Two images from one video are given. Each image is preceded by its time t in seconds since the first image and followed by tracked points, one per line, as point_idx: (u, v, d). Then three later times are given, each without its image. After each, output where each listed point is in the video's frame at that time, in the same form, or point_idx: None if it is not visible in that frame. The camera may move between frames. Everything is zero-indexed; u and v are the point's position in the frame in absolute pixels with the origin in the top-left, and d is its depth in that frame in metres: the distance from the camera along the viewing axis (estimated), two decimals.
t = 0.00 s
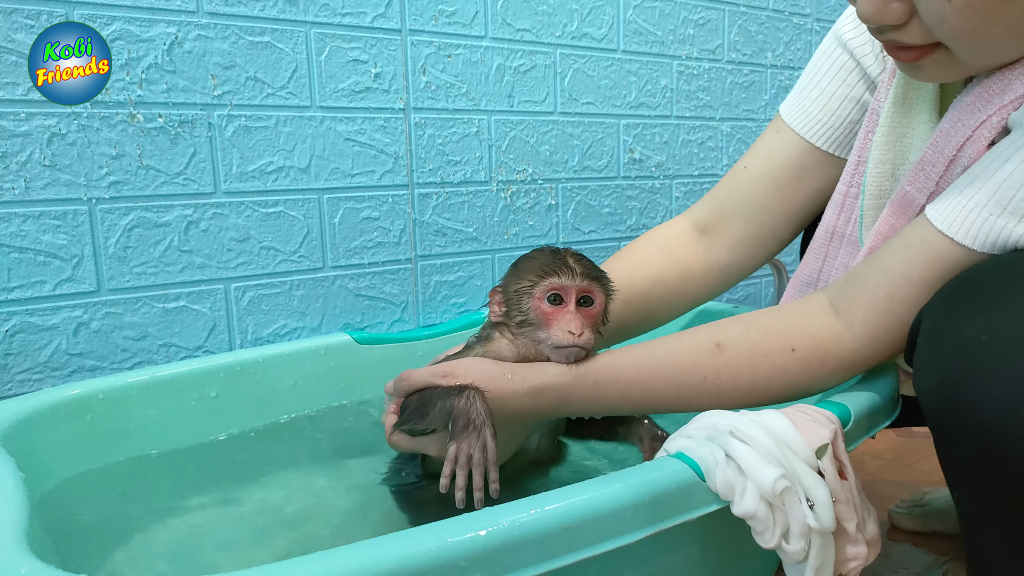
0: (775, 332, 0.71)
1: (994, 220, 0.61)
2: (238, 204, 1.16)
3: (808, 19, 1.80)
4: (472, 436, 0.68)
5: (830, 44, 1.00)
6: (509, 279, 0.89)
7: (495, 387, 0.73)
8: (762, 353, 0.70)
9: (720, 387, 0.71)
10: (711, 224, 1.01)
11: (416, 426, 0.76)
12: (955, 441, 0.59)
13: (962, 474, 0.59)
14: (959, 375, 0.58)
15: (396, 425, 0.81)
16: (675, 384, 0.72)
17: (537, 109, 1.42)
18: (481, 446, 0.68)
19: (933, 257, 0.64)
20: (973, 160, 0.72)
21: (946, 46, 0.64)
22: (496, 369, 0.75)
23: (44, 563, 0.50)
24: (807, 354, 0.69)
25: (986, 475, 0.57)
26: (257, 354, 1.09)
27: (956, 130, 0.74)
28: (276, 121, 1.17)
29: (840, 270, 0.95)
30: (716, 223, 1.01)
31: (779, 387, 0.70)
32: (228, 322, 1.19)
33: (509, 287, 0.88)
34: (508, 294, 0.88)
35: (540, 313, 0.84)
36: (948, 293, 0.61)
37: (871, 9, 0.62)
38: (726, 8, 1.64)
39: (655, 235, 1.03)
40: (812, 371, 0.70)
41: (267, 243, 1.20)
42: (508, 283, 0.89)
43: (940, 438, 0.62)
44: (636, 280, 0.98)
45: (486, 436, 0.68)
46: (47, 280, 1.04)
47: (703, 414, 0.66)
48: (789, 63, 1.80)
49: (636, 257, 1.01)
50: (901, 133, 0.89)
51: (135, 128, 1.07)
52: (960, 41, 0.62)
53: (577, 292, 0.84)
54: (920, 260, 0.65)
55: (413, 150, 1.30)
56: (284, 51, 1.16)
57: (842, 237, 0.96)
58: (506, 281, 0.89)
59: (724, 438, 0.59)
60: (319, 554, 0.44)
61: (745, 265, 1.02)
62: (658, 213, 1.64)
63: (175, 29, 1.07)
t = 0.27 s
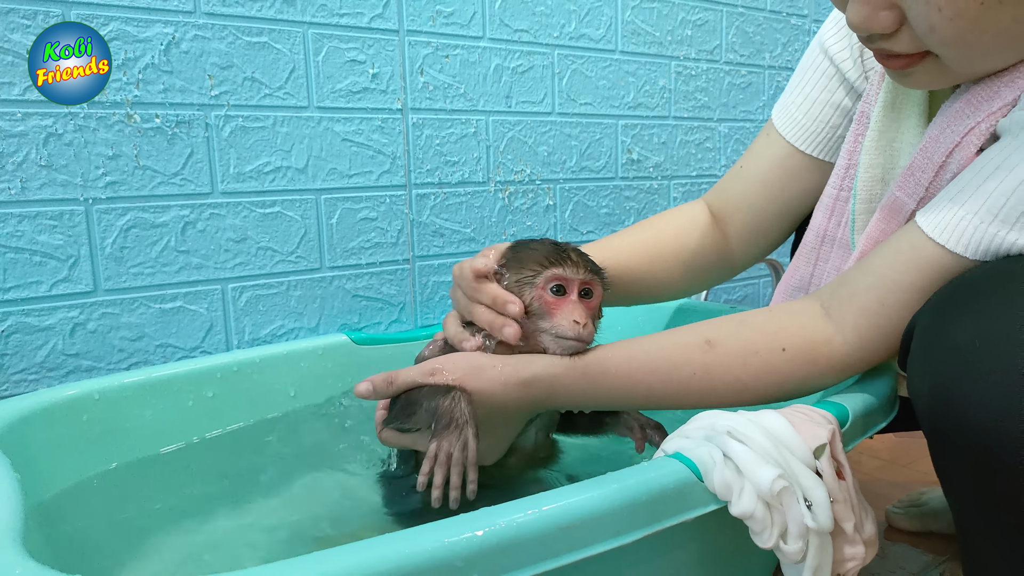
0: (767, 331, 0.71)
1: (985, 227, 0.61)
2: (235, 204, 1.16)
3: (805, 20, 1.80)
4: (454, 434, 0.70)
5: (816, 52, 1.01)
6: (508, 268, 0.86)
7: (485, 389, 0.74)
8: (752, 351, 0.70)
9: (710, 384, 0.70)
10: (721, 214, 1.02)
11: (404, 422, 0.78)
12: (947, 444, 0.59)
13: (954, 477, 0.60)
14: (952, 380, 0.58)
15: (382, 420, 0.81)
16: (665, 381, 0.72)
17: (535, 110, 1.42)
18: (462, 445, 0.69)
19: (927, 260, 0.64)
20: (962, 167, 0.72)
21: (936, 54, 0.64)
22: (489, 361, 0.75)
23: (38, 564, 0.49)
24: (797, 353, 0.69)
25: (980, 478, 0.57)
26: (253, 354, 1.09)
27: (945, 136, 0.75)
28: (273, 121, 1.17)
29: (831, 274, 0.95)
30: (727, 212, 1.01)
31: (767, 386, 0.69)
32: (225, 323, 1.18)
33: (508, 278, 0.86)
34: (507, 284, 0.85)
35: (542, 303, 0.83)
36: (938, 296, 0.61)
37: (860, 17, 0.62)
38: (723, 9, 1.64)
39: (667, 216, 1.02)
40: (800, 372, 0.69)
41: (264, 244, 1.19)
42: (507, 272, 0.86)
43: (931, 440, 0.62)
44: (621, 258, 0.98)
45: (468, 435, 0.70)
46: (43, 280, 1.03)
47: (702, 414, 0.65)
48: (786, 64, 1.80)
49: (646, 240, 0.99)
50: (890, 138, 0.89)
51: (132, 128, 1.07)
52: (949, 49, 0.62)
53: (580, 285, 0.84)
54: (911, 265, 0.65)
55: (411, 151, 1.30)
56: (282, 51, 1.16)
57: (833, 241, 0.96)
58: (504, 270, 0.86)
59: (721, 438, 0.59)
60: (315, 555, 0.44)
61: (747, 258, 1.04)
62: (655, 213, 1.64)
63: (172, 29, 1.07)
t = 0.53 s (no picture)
0: (768, 337, 0.71)
1: (979, 227, 0.61)
2: (233, 201, 1.16)
3: (804, 18, 1.80)
4: (457, 467, 0.70)
5: (812, 48, 1.00)
6: (499, 289, 0.87)
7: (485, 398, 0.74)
8: (756, 357, 0.70)
9: (713, 392, 0.70)
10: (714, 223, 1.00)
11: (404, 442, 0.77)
12: (946, 445, 0.59)
13: (952, 477, 0.60)
14: (948, 383, 0.57)
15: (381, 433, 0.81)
16: (669, 389, 0.72)
17: (534, 107, 1.42)
18: (462, 478, 0.70)
19: (926, 259, 0.64)
20: (957, 166, 0.72)
21: (930, 52, 0.64)
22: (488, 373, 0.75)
23: (35, 562, 0.49)
24: (800, 359, 0.69)
25: (978, 479, 0.57)
26: (250, 352, 1.09)
27: (940, 135, 0.75)
28: (272, 119, 1.17)
29: (830, 273, 0.95)
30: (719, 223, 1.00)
31: (772, 391, 0.70)
32: (223, 321, 1.18)
33: (501, 300, 0.86)
34: (501, 306, 0.86)
35: (539, 316, 0.83)
36: (937, 296, 0.60)
37: (855, 16, 0.62)
38: (722, 7, 1.64)
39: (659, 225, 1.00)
40: (802, 377, 0.69)
41: (263, 241, 1.19)
42: (498, 294, 0.87)
43: (929, 440, 0.62)
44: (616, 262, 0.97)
45: (471, 471, 0.70)
46: (41, 278, 1.03)
47: (700, 411, 0.65)
48: (785, 62, 1.80)
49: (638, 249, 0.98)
50: (887, 136, 0.89)
51: (130, 125, 1.06)
52: (943, 49, 0.62)
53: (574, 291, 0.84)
54: (908, 265, 0.65)
55: (409, 149, 1.30)
56: (280, 48, 1.15)
57: (831, 240, 0.96)
58: (496, 294, 0.87)
59: (720, 436, 0.59)
60: (313, 553, 0.44)
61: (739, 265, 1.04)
62: (654, 211, 1.63)
63: (170, 26, 1.07)
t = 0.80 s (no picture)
0: (771, 326, 0.70)
1: (985, 221, 0.61)
2: (233, 203, 1.16)
3: (804, 20, 1.80)
4: (452, 431, 0.69)
5: (824, 48, 1.01)
6: (502, 277, 0.85)
7: (488, 384, 0.73)
8: (757, 345, 0.69)
9: (715, 378, 0.69)
10: (720, 232, 1.02)
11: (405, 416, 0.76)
12: (947, 443, 0.59)
13: (953, 475, 0.60)
14: (949, 380, 0.58)
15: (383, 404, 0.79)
16: (670, 375, 0.70)
17: (534, 109, 1.42)
18: (462, 443, 0.69)
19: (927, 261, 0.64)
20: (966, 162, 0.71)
21: (941, 49, 0.64)
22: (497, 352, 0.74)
23: (35, 563, 0.49)
24: (802, 346, 0.68)
25: (978, 477, 0.57)
26: (251, 354, 1.09)
27: (950, 131, 0.74)
28: (271, 120, 1.17)
29: (831, 270, 0.94)
30: (726, 231, 1.02)
31: (772, 379, 0.69)
32: (223, 322, 1.18)
33: (507, 287, 0.85)
34: (506, 293, 0.85)
35: (548, 302, 0.84)
36: (938, 295, 0.60)
37: (866, 11, 0.62)
38: (722, 9, 1.64)
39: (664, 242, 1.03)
40: (804, 366, 0.68)
41: (262, 243, 1.19)
42: (503, 280, 0.85)
43: (930, 438, 0.62)
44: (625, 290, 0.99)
45: (468, 435, 0.69)
46: (40, 279, 1.03)
47: (701, 412, 0.65)
48: (785, 64, 1.80)
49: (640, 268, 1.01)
50: (895, 133, 0.89)
51: (130, 127, 1.06)
52: (953, 44, 0.62)
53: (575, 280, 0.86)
54: (913, 259, 0.65)
55: (409, 150, 1.30)
56: (280, 50, 1.16)
57: (833, 237, 0.96)
58: (499, 280, 0.85)
59: (719, 438, 0.59)
60: (314, 555, 0.44)
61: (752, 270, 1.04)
62: (654, 213, 1.64)
63: (170, 28, 1.07)
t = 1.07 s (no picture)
0: (765, 322, 0.69)
1: (985, 217, 0.61)
2: (231, 204, 1.16)
3: (802, 19, 1.80)
4: (437, 427, 0.67)
5: (828, 46, 1.01)
6: (492, 276, 0.84)
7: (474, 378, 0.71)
8: (748, 341, 0.69)
9: (704, 374, 0.69)
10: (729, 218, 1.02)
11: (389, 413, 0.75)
12: (944, 438, 0.59)
13: (951, 471, 0.60)
14: (947, 374, 0.57)
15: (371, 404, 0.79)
16: (658, 369, 0.70)
17: (532, 109, 1.42)
18: (445, 437, 0.67)
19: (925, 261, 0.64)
20: (966, 157, 0.72)
21: (943, 45, 0.64)
22: (485, 345, 0.73)
23: (35, 564, 0.49)
24: (793, 344, 0.68)
25: (975, 472, 0.57)
26: (250, 355, 1.09)
27: (949, 127, 0.74)
28: (270, 121, 1.17)
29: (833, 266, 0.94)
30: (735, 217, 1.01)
31: (763, 375, 0.68)
32: (222, 322, 1.18)
33: (498, 287, 0.83)
34: (497, 293, 0.83)
35: (541, 303, 0.83)
36: (938, 293, 0.60)
37: (868, 8, 0.62)
38: (720, 9, 1.64)
39: (674, 229, 1.05)
40: (797, 363, 0.68)
41: (261, 243, 1.19)
42: (493, 280, 0.84)
43: (928, 434, 0.62)
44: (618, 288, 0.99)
45: (452, 430, 0.67)
46: (39, 280, 1.03)
47: (699, 413, 0.65)
48: (783, 64, 1.80)
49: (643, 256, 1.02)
50: (897, 130, 0.89)
51: (128, 128, 1.06)
52: (956, 40, 0.62)
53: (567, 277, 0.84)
54: (911, 255, 0.65)
55: (407, 150, 1.30)
56: (278, 51, 1.16)
57: (837, 233, 0.95)
58: (489, 280, 0.84)
59: (716, 438, 0.59)
60: (313, 555, 0.44)
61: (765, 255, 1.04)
62: (652, 213, 1.64)
63: (168, 28, 1.07)
